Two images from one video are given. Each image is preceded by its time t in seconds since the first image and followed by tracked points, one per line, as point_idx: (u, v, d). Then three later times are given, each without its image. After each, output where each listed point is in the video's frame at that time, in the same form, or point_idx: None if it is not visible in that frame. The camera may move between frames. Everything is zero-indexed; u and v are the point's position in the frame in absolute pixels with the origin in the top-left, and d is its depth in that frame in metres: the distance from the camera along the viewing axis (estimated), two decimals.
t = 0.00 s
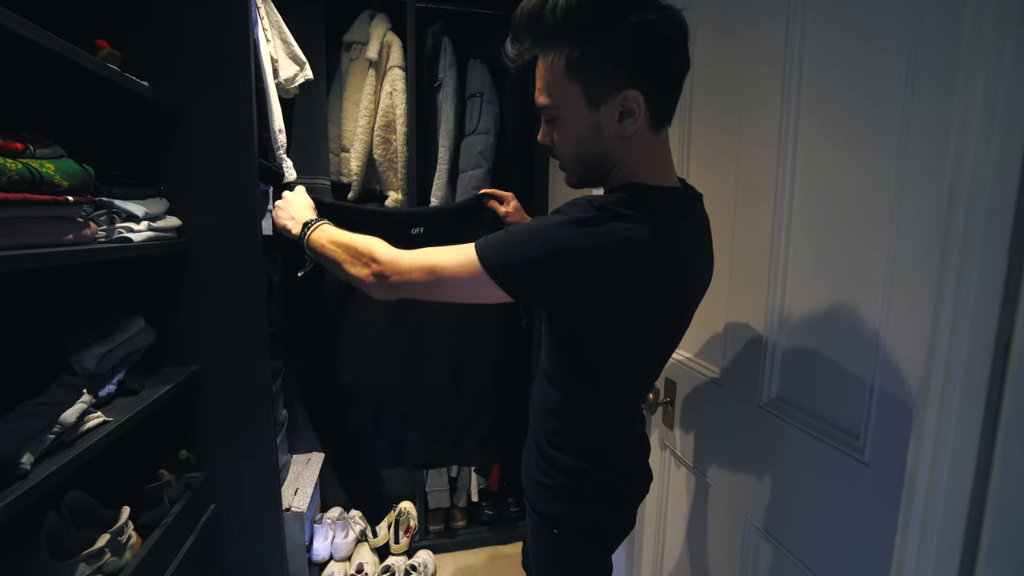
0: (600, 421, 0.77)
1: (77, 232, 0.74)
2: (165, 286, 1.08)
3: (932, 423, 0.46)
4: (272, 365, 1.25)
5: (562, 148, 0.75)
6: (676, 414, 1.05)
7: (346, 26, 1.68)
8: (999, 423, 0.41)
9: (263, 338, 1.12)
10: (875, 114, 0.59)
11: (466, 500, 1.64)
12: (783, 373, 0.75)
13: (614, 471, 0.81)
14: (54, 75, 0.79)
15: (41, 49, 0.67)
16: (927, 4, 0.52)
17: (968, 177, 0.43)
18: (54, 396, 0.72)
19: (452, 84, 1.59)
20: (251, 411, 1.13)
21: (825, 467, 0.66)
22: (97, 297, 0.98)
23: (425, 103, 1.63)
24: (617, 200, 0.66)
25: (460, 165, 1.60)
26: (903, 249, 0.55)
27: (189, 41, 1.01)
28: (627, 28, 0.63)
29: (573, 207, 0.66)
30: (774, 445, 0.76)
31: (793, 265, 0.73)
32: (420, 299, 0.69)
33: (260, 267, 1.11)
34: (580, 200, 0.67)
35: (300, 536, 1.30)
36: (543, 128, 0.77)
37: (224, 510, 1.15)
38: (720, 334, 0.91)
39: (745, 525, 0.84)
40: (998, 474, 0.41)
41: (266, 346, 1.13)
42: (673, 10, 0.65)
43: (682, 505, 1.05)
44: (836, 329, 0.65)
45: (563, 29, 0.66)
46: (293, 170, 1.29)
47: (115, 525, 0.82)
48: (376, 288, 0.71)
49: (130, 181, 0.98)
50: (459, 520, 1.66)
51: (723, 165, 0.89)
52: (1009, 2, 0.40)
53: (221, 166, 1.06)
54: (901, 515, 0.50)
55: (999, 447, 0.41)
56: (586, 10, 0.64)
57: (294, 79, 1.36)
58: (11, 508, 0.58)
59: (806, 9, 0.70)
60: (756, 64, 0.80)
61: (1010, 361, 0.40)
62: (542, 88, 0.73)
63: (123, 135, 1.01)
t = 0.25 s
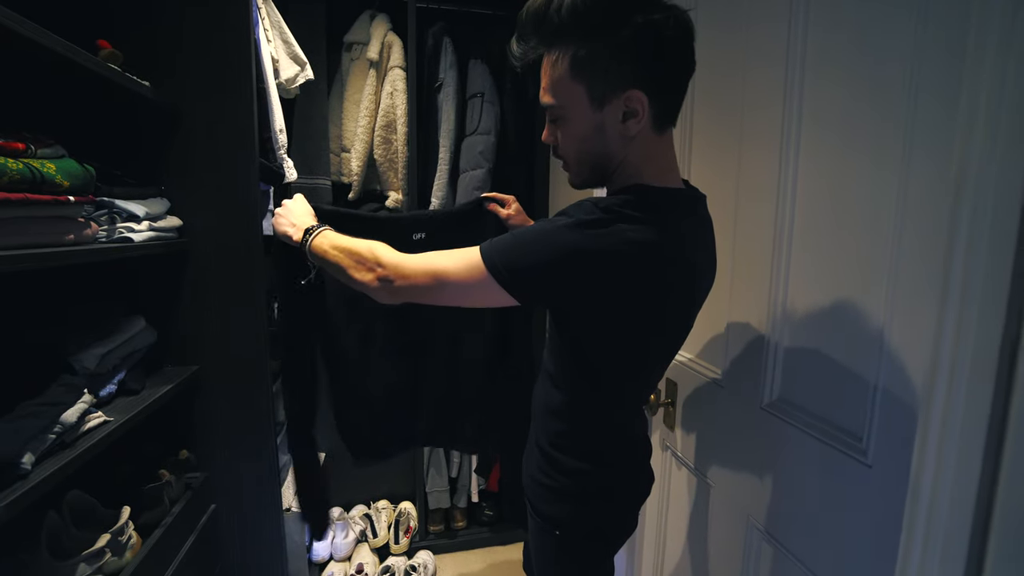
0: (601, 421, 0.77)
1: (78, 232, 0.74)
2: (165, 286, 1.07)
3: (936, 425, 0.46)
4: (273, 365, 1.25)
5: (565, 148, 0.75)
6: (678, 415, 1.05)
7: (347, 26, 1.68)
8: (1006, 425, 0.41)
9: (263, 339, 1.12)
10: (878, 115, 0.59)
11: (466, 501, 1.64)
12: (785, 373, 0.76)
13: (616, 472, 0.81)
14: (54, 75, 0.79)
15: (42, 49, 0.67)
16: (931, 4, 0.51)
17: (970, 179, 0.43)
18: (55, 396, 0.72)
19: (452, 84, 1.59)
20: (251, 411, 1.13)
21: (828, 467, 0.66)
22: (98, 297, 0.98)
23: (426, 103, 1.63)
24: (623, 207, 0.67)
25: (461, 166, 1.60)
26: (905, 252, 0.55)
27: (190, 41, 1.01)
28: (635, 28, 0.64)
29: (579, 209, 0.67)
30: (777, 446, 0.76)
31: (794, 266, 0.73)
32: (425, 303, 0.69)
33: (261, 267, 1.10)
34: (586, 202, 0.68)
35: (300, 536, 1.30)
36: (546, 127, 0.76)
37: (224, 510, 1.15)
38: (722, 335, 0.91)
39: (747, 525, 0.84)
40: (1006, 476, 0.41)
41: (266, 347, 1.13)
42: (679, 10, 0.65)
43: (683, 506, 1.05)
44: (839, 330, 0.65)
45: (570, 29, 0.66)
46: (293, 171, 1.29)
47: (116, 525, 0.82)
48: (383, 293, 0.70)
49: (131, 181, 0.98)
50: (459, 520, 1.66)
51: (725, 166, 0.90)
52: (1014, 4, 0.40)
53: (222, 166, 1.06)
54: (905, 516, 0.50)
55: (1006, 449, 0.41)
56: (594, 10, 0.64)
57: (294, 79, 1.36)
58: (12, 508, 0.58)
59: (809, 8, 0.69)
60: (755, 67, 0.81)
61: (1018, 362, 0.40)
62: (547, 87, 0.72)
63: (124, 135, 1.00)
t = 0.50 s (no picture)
0: (603, 423, 0.77)
1: (80, 231, 0.74)
2: (167, 286, 1.07)
3: (942, 429, 0.46)
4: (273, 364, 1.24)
5: (563, 146, 0.73)
6: (679, 416, 1.04)
7: (349, 26, 1.68)
8: (1014, 430, 0.41)
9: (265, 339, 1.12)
10: (880, 114, 0.58)
11: (468, 501, 1.64)
12: (787, 374, 0.75)
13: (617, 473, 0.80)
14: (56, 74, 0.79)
15: (44, 48, 0.67)
16: None
17: (978, 182, 0.43)
18: (56, 396, 0.72)
19: (455, 84, 1.59)
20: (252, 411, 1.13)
21: (831, 470, 0.66)
22: (100, 296, 0.98)
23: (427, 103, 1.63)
24: (623, 205, 0.66)
25: (463, 166, 1.60)
26: (910, 253, 0.54)
27: (192, 40, 1.01)
28: (647, 33, 0.63)
29: (582, 212, 0.66)
30: (780, 448, 0.75)
31: (797, 266, 0.72)
32: (432, 318, 0.69)
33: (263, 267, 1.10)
34: (588, 204, 0.67)
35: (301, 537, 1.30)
36: (545, 124, 0.75)
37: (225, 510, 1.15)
38: (721, 335, 0.90)
39: (749, 526, 0.82)
40: (1014, 482, 0.40)
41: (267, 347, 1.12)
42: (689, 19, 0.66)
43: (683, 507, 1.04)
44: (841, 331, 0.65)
45: (581, 27, 0.65)
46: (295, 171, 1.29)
47: (117, 525, 0.82)
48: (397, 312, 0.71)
49: (133, 181, 0.98)
50: (461, 521, 1.65)
51: (725, 165, 0.89)
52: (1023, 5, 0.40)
53: (224, 166, 1.06)
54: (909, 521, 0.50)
55: (1014, 455, 0.40)
56: (606, 12, 0.64)
57: (296, 79, 1.36)
58: (14, 508, 0.58)
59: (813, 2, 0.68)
60: (757, 64, 0.79)
61: None
62: (550, 84, 0.71)
63: (127, 135, 1.01)
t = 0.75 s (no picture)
0: (603, 421, 0.77)
1: (82, 230, 0.74)
2: (169, 284, 1.08)
3: (949, 428, 0.46)
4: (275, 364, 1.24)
5: (584, 144, 0.71)
6: (681, 415, 1.02)
7: (351, 25, 1.68)
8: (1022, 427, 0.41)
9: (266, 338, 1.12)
10: (883, 106, 0.56)
11: (469, 500, 1.64)
12: (787, 372, 0.73)
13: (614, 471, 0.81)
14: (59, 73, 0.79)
15: (46, 46, 0.66)
16: None
17: (987, 181, 0.43)
18: (58, 394, 0.72)
19: (457, 83, 1.58)
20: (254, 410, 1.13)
21: (829, 472, 0.63)
22: (102, 295, 0.98)
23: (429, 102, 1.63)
24: (642, 204, 0.67)
25: (465, 165, 1.60)
26: (913, 245, 0.51)
27: (194, 38, 1.01)
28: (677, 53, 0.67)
29: (600, 214, 0.66)
30: (779, 447, 0.73)
31: (800, 258, 0.69)
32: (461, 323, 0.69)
33: (265, 265, 1.10)
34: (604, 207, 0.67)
35: (303, 535, 1.30)
36: (564, 119, 0.71)
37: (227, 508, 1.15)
38: (722, 332, 0.89)
39: (747, 525, 0.80)
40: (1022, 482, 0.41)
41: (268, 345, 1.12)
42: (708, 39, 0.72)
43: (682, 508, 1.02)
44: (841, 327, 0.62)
45: (618, 30, 0.64)
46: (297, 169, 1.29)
47: (119, 523, 0.83)
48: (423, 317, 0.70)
49: (136, 179, 0.98)
50: (462, 519, 1.66)
51: (728, 159, 0.87)
52: None
53: (226, 164, 1.06)
54: (914, 520, 0.50)
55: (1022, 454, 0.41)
56: (643, 20, 0.64)
57: (299, 78, 1.36)
58: (16, 506, 0.58)
59: None
60: (760, 58, 0.78)
61: None
62: (584, 78, 0.67)
63: (129, 134, 1.01)
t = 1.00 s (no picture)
0: (604, 418, 0.77)
1: (83, 226, 0.74)
2: (170, 280, 1.08)
3: (948, 424, 0.46)
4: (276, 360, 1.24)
5: (589, 134, 0.71)
6: (682, 413, 1.02)
7: (352, 20, 1.67)
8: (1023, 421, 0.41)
9: (268, 334, 1.12)
10: (885, 101, 0.56)
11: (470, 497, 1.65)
12: (786, 368, 0.72)
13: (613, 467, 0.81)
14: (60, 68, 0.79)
15: (46, 41, 0.66)
16: None
17: (990, 176, 0.43)
18: (59, 390, 0.72)
19: (458, 79, 1.58)
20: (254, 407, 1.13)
21: (829, 468, 0.62)
22: (104, 291, 0.98)
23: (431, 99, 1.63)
24: (642, 198, 0.68)
25: (466, 161, 1.60)
26: (914, 241, 0.51)
27: (195, 33, 1.01)
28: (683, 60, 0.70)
29: (624, 203, 0.68)
30: (777, 444, 0.72)
31: (800, 255, 0.69)
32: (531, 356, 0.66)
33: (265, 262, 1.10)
34: (627, 196, 0.69)
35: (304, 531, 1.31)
36: (573, 107, 0.71)
37: (229, 504, 1.16)
38: (722, 328, 0.89)
39: (746, 521, 0.80)
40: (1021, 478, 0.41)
41: (269, 342, 1.13)
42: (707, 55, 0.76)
43: (682, 505, 1.03)
44: (842, 323, 0.62)
45: (634, 30, 0.66)
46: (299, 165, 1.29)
47: (121, 518, 0.83)
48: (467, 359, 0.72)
49: (137, 175, 0.98)
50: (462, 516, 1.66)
51: (728, 155, 0.87)
52: None
53: (227, 160, 1.06)
54: (913, 515, 0.50)
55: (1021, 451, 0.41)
56: (657, 22, 0.66)
57: (300, 74, 1.35)
58: (19, 501, 0.58)
59: None
60: (761, 53, 0.78)
61: None
62: (598, 69, 0.67)
63: (131, 129, 1.00)
